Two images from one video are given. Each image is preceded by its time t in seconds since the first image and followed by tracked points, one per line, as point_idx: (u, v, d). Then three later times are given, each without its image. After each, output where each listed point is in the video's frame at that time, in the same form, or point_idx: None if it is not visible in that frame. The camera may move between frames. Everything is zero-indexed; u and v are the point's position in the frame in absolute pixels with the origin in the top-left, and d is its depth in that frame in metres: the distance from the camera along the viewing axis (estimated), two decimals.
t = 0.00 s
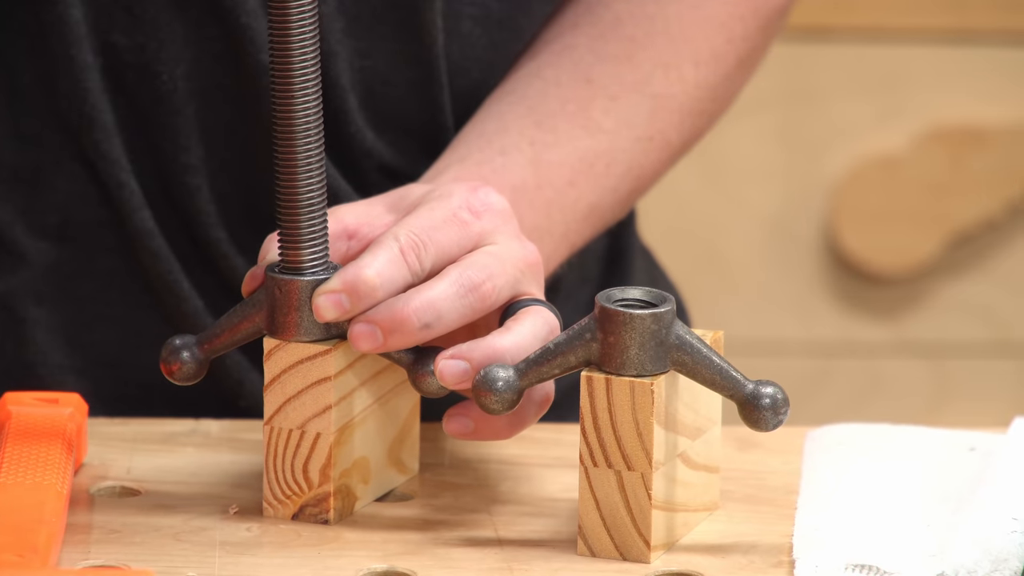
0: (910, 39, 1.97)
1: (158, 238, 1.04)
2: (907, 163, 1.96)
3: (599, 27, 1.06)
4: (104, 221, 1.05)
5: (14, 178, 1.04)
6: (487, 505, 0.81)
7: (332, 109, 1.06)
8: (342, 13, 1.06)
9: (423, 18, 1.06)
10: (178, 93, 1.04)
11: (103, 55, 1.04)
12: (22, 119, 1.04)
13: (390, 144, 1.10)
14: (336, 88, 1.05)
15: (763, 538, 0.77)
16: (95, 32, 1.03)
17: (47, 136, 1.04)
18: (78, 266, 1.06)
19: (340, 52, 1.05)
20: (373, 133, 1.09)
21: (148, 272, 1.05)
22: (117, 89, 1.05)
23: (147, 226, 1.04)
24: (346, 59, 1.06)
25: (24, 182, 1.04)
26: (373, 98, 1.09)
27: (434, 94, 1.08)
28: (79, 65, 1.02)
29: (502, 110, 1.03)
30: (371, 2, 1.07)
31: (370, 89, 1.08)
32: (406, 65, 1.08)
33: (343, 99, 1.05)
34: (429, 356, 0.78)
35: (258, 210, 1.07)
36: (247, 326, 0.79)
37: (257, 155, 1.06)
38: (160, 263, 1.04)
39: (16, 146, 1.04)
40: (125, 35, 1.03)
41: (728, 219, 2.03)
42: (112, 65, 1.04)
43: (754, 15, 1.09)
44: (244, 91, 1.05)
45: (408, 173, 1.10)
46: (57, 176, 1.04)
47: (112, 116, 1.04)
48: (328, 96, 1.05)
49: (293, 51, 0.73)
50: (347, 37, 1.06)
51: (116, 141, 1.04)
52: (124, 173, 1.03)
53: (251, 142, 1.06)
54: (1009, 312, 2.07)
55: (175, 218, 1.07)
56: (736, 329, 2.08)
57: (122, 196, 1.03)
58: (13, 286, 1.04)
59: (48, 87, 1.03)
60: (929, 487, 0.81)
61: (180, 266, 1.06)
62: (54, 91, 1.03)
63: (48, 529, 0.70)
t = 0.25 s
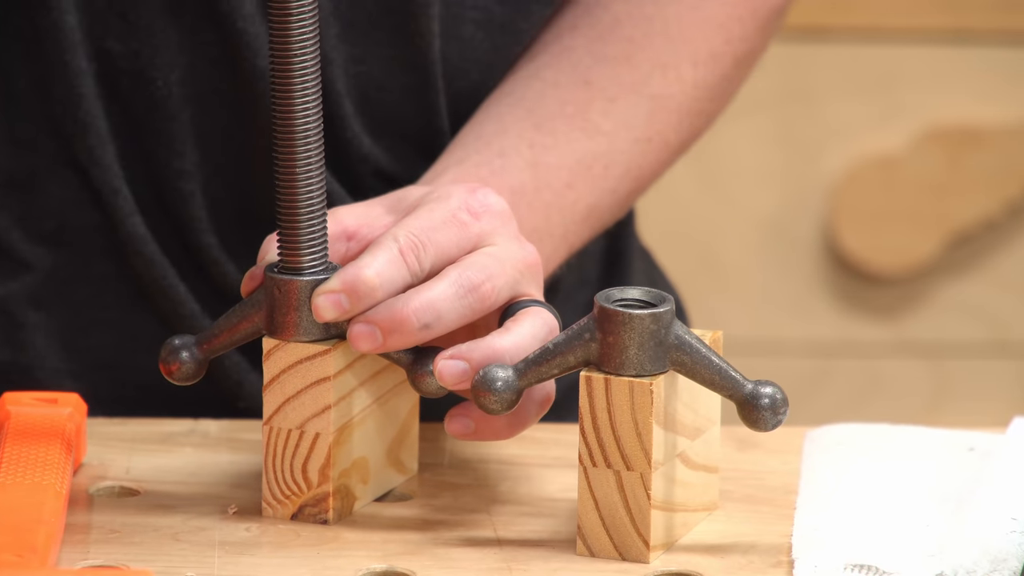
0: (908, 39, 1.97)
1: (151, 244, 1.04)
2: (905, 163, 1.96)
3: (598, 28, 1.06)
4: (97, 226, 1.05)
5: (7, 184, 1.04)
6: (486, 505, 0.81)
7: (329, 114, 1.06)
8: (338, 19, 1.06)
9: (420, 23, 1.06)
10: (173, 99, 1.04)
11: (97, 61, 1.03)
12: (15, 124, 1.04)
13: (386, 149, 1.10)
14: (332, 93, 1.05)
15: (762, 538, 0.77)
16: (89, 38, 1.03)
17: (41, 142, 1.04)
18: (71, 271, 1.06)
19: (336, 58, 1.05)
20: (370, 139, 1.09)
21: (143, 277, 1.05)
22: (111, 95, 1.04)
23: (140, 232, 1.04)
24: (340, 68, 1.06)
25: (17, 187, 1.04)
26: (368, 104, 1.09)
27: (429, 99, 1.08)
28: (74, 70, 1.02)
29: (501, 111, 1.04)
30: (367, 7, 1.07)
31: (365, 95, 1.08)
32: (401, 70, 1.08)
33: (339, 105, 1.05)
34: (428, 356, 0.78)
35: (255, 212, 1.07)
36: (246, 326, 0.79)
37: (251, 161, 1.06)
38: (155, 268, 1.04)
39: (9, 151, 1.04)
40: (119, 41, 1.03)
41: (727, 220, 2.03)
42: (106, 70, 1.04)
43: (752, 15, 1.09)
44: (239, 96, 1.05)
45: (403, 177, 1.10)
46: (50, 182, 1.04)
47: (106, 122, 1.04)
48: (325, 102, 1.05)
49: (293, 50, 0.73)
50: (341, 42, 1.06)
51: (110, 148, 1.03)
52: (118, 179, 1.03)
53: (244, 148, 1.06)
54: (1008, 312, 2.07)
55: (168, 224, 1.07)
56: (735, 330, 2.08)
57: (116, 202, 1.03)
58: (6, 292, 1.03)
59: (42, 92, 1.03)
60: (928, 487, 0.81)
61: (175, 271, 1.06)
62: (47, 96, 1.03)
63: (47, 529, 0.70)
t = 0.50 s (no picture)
0: (907, 39, 1.97)
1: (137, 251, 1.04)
2: (905, 163, 1.96)
3: (595, 28, 1.06)
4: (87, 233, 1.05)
5: None
6: (484, 505, 0.81)
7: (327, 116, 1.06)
8: (337, 19, 1.06)
9: (420, 23, 1.06)
10: (164, 106, 1.04)
11: (88, 67, 1.04)
12: (7, 130, 1.04)
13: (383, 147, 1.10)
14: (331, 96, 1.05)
15: (761, 538, 0.77)
16: (79, 45, 1.03)
17: (31, 148, 1.04)
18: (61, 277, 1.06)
19: (335, 59, 1.05)
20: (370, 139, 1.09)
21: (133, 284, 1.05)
22: (103, 101, 1.05)
23: (125, 238, 1.04)
24: (340, 69, 1.06)
25: (9, 192, 1.04)
26: (370, 103, 1.09)
27: (429, 98, 1.08)
28: (63, 78, 1.02)
29: (498, 112, 1.04)
30: (366, 9, 1.07)
31: (366, 94, 1.08)
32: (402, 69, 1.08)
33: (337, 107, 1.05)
34: (427, 356, 0.78)
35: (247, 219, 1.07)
36: (245, 326, 0.80)
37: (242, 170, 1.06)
38: (144, 274, 1.04)
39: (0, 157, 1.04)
40: (111, 48, 1.03)
41: (725, 220, 2.03)
42: (97, 77, 1.04)
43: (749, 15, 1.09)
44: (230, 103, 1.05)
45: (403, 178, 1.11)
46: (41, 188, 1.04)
47: (96, 128, 1.05)
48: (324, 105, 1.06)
49: (292, 51, 0.73)
50: (342, 43, 1.06)
51: (99, 154, 1.04)
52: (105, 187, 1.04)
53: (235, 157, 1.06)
54: (1007, 312, 2.07)
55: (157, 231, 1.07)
56: (734, 330, 2.09)
57: (103, 209, 1.03)
58: None
59: (32, 98, 1.03)
60: (926, 487, 0.81)
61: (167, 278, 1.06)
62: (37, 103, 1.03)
63: (46, 529, 0.70)
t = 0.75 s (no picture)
0: (906, 39, 1.97)
1: (139, 250, 1.04)
2: (904, 163, 1.96)
3: (591, 26, 1.06)
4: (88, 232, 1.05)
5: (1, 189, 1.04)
6: (483, 505, 0.81)
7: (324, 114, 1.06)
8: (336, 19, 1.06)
9: (419, 23, 1.06)
10: (165, 105, 1.04)
11: (89, 67, 1.04)
12: (7, 130, 1.03)
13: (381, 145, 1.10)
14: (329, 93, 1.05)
15: (760, 538, 0.77)
16: (80, 44, 1.03)
17: (32, 147, 1.04)
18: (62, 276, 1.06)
19: (331, 58, 1.05)
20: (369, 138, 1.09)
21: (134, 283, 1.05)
22: (104, 100, 1.05)
23: (127, 237, 1.04)
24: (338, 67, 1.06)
25: (9, 192, 1.04)
26: (369, 102, 1.09)
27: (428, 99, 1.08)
28: (64, 78, 1.02)
29: (497, 111, 1.04)
30: (365, 9, 1.07)
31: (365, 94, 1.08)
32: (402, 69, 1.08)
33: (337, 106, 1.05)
34: (425, 355, 0.78)
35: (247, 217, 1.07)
36: (244, 325, 0.80)
37: (244, 169, 1.06)
38: (147, 273, 1.04)
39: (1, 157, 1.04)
40: (112, 47, 1.03)
41: (726, 220, 2.03)
42: (99, 76, 1.04)
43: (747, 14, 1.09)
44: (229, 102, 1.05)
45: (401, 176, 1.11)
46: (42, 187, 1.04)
47: (96, 127, 1.04)
48: (322, 103, 1.06)
49: (289, 50, 0.73)
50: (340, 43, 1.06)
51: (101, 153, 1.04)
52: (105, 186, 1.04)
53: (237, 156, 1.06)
54: (1007, 312, 2.07)
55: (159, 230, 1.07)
56: (733, 330, 2.09)
57: (105, 208, 1.03)
58: None
59: (34, 97, 1.03)
60: (925, 487, 0.81)
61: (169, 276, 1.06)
62: (39, 102, 1.03)
63: (46, 529, 0.70)
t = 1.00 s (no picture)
0: (905, 39, 1.97)
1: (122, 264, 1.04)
2: (903, 163, 1.96)
3: (589, 22, 1.05)
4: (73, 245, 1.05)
5: None
6: (482, 505, 0.81)
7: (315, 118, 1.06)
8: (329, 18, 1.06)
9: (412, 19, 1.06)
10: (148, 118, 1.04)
11: (73, 79, 1.04)
12: None
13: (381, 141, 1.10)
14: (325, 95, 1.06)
15: (760, 538, 0.77)
16: (63, 60, 1.03)
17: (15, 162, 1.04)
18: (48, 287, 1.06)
19: (327, 58, 1.06)
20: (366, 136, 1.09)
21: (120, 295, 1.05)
22: (88, 114, 1.05)
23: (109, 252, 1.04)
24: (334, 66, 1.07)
25: None
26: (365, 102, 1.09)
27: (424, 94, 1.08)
28: (45, 92, 1.02)
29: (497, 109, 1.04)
30: (359, 6, 1.06)
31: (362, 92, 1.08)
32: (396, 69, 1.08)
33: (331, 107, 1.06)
34: (424, 355, 0.78)
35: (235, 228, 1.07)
36: (243, 326, 0.80)
37: (228, 181, 1.06)
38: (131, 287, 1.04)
39: None
40: (95, 60, 1.03)
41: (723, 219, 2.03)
42: (82, 89, 1.04)
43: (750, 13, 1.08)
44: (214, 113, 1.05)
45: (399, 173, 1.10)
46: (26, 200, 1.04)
47: (80, 141, 1.05)
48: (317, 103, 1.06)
49: (289, 50, 0.73)
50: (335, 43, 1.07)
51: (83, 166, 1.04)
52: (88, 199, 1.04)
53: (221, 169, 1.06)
54: (1006, 312, 2.07)
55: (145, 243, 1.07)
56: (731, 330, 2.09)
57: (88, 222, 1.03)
58: None
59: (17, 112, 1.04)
60: (924, 486, 0.81)
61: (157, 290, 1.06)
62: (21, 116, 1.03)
63: (45, 529, 0.70)
